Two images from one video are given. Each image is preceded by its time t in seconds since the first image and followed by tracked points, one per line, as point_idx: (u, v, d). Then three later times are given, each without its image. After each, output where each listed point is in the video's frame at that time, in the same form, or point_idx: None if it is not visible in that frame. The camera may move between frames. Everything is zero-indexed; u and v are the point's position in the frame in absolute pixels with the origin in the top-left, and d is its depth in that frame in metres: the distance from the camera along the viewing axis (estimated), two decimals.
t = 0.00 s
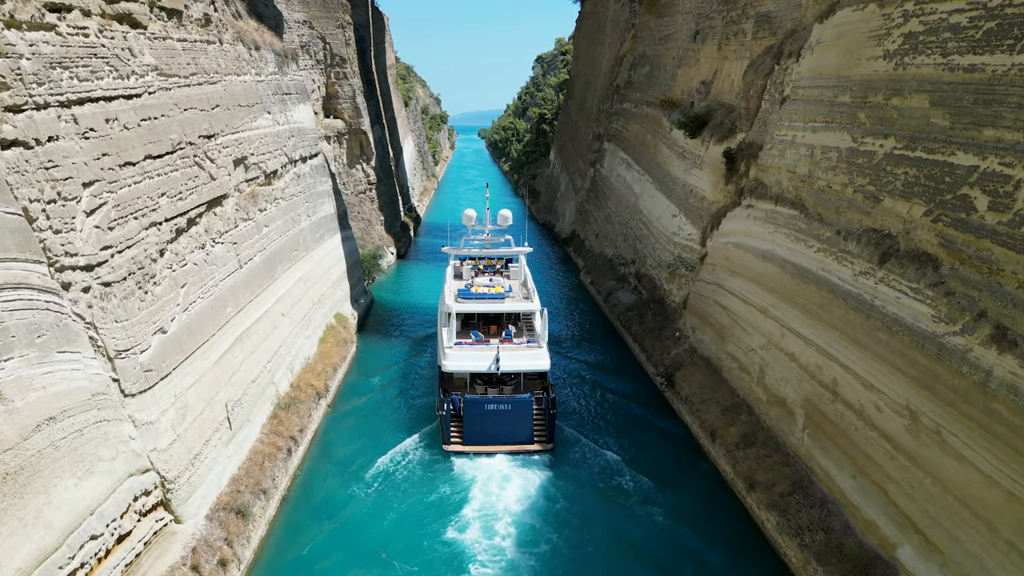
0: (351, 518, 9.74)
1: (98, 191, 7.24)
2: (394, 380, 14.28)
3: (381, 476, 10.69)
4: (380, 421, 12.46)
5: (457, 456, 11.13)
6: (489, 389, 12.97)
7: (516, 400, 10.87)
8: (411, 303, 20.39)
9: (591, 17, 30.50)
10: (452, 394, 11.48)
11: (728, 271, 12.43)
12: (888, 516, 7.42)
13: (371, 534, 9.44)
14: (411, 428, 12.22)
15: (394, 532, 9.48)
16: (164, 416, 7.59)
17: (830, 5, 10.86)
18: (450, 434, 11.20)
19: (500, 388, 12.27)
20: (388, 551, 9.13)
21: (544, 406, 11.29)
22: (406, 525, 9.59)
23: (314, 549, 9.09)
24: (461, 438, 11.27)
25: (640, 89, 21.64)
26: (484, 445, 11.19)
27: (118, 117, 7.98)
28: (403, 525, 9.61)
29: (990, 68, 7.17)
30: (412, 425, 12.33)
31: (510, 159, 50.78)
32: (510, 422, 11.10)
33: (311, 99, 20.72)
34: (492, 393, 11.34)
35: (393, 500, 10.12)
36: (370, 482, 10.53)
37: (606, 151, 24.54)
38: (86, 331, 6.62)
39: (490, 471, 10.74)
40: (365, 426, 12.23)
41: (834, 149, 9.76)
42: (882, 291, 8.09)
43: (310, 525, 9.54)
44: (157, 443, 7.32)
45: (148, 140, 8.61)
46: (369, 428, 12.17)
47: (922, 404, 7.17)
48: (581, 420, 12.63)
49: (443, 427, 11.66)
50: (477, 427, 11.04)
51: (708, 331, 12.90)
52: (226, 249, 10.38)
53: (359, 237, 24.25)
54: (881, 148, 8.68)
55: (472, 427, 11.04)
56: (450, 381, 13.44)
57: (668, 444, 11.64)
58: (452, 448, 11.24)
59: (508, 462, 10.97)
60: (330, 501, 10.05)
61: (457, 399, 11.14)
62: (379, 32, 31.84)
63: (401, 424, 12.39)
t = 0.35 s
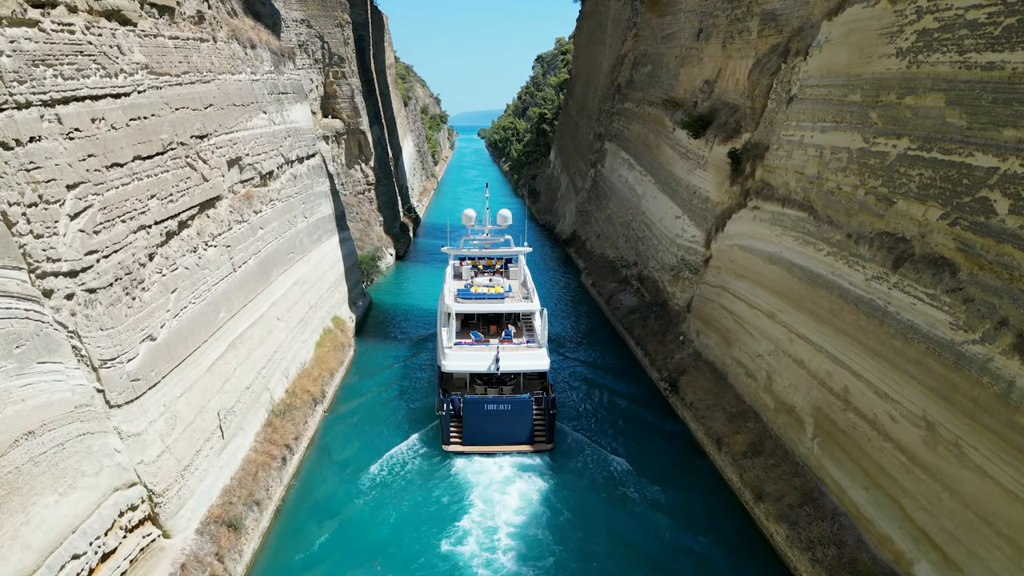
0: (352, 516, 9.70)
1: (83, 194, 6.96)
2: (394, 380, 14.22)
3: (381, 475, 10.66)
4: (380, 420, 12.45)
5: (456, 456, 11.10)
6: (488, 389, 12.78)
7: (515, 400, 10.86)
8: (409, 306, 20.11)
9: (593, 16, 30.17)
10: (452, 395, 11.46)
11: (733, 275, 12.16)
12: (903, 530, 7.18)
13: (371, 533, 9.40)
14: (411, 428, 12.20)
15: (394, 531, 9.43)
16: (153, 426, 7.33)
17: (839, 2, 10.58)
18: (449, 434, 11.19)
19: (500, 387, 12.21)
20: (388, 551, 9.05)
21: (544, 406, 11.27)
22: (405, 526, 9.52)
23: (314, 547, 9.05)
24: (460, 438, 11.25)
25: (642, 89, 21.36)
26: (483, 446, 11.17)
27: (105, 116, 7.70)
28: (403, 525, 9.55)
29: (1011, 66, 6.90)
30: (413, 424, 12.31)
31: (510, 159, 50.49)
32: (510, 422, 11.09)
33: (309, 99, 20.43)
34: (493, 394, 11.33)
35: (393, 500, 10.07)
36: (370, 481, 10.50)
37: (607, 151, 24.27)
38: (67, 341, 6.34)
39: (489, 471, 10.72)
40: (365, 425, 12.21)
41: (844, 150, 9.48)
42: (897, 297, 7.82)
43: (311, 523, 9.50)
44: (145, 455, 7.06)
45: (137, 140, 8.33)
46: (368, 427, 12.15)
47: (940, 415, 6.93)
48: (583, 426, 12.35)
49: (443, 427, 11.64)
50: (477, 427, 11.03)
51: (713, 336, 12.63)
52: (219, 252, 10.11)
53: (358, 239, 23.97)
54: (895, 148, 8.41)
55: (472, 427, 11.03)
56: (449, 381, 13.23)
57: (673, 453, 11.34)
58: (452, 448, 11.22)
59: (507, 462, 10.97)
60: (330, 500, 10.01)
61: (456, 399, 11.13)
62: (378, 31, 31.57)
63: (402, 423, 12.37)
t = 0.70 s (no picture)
0: (352, 516, 9.66)
1: (65, 197, 6.66)
2: (393, 381, 14.13)
3: (380, 474, 10.62)
4: (379, 419, 12.41)
5: (456, 457, 11.06)
6: (487, 390, 12.67)
7: (515, 400, 10.83)
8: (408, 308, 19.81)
9: (594, 15, 29.84)
10: (451, 395, 11.43)
11: (739, 278, 11.86)
12: (921, 548, 6.92)
13: (371, 533, 9.34)
14: (411, 427, 12.13)
15: (392, 532, 9.36)
16: (139, 439, 7.04)
17: None
18: (449, 435, 11.14)
19: (500, 388, 12.15)
20: (386, 552, 8.99)
21: (544, 406, 11.21)
22: (404, 527, 9.44)
23: (314, 548, 9.00)
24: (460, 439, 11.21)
25: (644, 88, 21.06)
26: (481, 446, 11.15)
27: (90, 116, 7.38)
28: (401, 525, 9.48)
29: None
30: (412, 423, 12.26)
31: (510, 159, 50.18)
32: (509, 422, 11.05)
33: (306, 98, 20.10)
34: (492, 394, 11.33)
35: (392, 499, 10.02)
36: (369, 480, 10.45)
37: (608, 151, 23.98)
38: (45, 351, 6.03)
39: (489, 472, 10.70)
40: (364, 425, 12.16)
41: (855, 151, 9.19)
42: (913, 304, 7.54)
43: (310, 523, 9.46)
44: (130, 469, 6.78)
45: (125, 141, 8.02)
46: (368, 426, 12.11)
47: (961, 428, 6.65)
48: (586, 433, 12.06)
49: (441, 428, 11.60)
50: (477, 427, 11.01)
51: (718, 341, 12.33)
52: (211, 256, 9.80)
53: (356, 240, 23.68)
54: (910, 149, 8.11)
55: (472, 427, 11.01)
56: (450, 376, 13.19)
57: (679, 463, 11.04)
58: (451, 449, 11.17)
59: (505, 462, 10.95)
60: (330, 500, 9.96)
61: (456, 400, 11.09)
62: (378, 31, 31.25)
63: (401, 423, 12.31)
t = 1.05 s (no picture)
0: (352, 516, 9.71)
1: (45, 201, 6.36)
2: (391, 382, 14.13)
3: (380, 475, 10.66)
4: (378, 420, 12.44)
5: (456, 457, 11.09)
6: (487, 390, 12.50)
7: (515, 400, 10.82)
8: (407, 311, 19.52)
9: (594, 14, 29.57)
10: (450, 396, 11.44)
11: (746, 282, 11.59)
12: (939, 564, 6.68)
13: (370, 534, 9.38)
14: (411, 429, 12.16)
15: (392, 532, 9.41)
16: (125, 452, 6.77)
17: None
18: (448, 436, 11.15)
19: (499, 388, 12.14)
20: (386, 553, 9.03)
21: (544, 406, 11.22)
22: (403, 527, 9.48)
23: (313, 548, 9.04)
24: (459, 440, 11.21)
25: (646, 87, 20.79)
26: (480, 446, 11.15)
27: (74, 116, 7.08)
28: (401, 526, 9.52)
29: None
30: (412, 424, 12.30)
31: (510, 159, 49.92)
32: (509, 423, 11.04)
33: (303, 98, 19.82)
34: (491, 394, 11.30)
35: (390, 500, 10.06)
36: (368, 480, 10.51)
37: (609, 151, 23.71)
38: (21, 363, 5.75)
39: (488, 471, 10.72)
40: (363, 426, 12.19)
41: (866, 152, 8.92)
42: (930, 312, 7.27)
43: (310, 524, 9.51)
44: (115, 484, 6.51)
45: (111, 142, 7.73)
46: (367, 427, 12.14)
47: (982, 441, 6.40)
48: (588, 440, 11.79)
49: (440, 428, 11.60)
50: (476, 427, 11.00)
51: (723, 346, 12.05)
52: (204, 259, 9.53)
53: (354, 241, 23.40)
54: (925, 150, 7.84)
55: (471, 427, 11.00)
56: (449, 382, 12.92)
57: (684, 472, 10.77)
58: (450, 450, 11.18)
59: (505, 462, 10.97)
60: (329, 501, 10.00)
61: (456, 400, 11.09)
62: (377, 30, 30.98)
63: (400, 424, 12.35)
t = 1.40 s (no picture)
0: (351, 516, 9.70)
1: (22, 205, 6.05)
2: (390, 382, 14.09)
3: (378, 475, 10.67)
4: (377, 420, 12.41)
5: (456, 458, 11.06)
6: (485, 392, 12.31)
7: (514, 401, 10.81)
8: (405, 314, 19.22)
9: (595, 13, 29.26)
10: (448, 396, 11.33)
11: (752, 287, 11.29)
12: None
13: (370, 533, 9.37)
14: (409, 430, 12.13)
15: (391, 532, 9.38)
16: (107, 468, 6.49)
17: None
18: (447, 437, 11.09)
19: (498, 390, 12.04)
20: (384, 553, 8.99)
21: (543, 407, 11.21)
22: (402, 527, 9.46)
23: (313, 547, 9.03)
24: (458, 441, 11.16)
25: (648, 87, 20.48)
26: (479, 446, 11.13)
27: (55, 116, 6.77)
28: (400, 528, 9.47)
29: None
30: (410, 425, 12.28)
31: (510, 159, 49.60)
32: (508, 423, 11.03)
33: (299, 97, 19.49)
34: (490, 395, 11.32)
35: (389, 500, 10.05)
36: (367, 481, 10.50)
37: (610, 152, 23.42)
38: None
39: (486, 472, 10.71)
40: (362, 427, 12.17)
41: (879, 153, 8.62)
42: (949, 321, 6.96)
43: (309, 523, 9.50)
44: (96, 502, 6.23)
45: (95, 143, 7.41)
46: (365, 428, 12.11)
47: (1004, 456, 6.12)
48: (591, 449, 11.49)
49: (438, 428, 11.56)
50: (476, 427, 10.99)
51: (729, 352, 11.75)
52: (194, 264, 9.22)
53: (352, 243, 23.09)
54: (942, 152, 7.55)
55: (471, 427, 10.98)
56: (447, 381, 12.65)
57: (689, 485, 10.47)
58: (450, 451, 11.14)
59: (504, 461, 10.96)
60: (328, 500, 9.99)
61: (454, 401, 10.99)
62: (376, 29, 30.63)
63: (399, 424, 12.34)
